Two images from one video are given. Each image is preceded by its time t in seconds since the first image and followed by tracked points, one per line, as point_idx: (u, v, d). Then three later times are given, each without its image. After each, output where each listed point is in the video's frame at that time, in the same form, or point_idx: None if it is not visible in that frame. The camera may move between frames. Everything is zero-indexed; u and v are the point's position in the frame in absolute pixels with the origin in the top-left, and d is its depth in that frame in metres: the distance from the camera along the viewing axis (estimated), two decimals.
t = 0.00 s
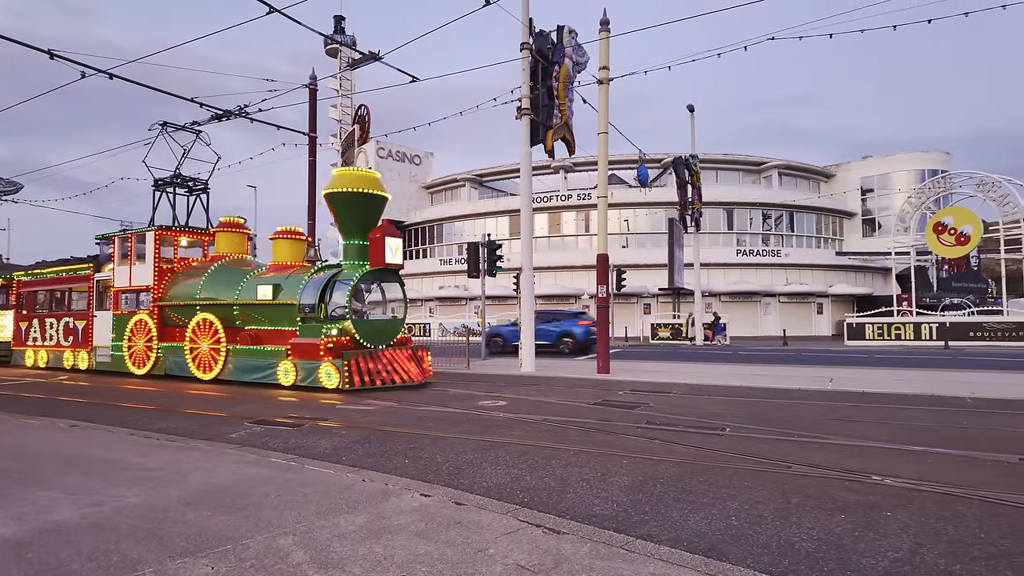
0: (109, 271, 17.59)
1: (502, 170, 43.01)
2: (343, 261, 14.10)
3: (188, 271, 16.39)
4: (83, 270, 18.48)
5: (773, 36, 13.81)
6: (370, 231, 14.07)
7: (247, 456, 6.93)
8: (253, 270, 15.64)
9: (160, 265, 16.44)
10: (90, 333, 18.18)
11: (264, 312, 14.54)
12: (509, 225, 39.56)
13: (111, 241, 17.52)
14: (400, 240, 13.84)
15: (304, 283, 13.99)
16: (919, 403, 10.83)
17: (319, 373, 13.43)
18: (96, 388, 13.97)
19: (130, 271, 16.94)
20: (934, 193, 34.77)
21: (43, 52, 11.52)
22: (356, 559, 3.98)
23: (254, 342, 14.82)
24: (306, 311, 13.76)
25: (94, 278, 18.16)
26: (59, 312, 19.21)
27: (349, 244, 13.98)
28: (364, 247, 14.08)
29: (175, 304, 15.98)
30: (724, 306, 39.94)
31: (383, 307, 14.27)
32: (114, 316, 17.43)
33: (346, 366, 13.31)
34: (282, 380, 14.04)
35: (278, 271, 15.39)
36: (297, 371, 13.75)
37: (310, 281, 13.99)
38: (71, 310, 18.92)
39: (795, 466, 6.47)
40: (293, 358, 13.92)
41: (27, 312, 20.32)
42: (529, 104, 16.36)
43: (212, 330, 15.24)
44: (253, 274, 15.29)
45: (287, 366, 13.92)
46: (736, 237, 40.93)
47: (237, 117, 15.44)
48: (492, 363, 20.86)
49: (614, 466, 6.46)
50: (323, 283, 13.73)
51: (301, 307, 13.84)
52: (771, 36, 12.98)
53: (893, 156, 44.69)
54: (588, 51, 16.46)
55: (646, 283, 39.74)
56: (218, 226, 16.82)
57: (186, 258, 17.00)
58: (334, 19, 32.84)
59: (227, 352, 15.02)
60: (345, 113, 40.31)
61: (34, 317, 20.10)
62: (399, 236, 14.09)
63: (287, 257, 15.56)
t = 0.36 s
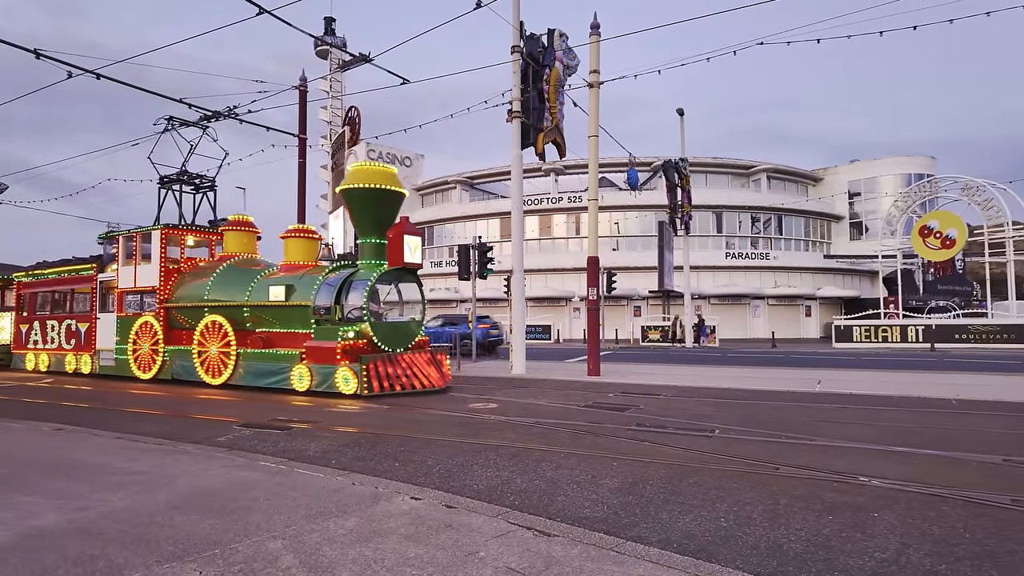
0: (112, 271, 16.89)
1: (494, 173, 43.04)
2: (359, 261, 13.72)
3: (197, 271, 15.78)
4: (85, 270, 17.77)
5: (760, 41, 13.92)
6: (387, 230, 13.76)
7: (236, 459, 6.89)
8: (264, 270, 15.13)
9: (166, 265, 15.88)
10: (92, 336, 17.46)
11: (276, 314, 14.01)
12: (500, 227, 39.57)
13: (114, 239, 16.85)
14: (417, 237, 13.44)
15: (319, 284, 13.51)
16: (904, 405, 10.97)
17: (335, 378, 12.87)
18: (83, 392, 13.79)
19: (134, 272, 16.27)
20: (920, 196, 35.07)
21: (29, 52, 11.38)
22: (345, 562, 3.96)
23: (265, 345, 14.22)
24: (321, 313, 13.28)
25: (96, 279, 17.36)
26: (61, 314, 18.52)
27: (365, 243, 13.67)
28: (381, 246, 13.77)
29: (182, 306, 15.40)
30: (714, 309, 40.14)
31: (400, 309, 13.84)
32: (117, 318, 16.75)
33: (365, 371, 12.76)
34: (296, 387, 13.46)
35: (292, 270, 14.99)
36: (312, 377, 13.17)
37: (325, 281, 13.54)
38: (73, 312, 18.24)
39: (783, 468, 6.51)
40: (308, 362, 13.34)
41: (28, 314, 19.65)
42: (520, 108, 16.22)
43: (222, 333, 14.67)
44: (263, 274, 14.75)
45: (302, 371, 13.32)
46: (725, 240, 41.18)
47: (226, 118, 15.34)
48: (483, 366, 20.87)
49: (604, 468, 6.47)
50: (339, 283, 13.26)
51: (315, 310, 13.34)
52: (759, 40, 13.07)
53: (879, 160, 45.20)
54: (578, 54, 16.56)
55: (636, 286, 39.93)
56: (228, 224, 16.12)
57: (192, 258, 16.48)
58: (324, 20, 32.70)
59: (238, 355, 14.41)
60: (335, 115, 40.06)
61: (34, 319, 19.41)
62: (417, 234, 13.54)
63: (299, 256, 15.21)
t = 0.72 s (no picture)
0: (121, 272, 16.37)
1: (486, 175, 43.07)
2: (380, 261, 13.00)
3: (208, 272, 15.17)
4: (93, 271, 17.23)
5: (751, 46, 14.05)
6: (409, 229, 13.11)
7: (226, 463, 6.84)
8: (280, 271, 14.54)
9: (177, 266, 15.27)
10: (100, 339, 16.99)
11: (292, 316, 13.39)
12: (493, 230, 39.58)
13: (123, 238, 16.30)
14: (442, 235, 12.78)
15: (340, 285, 12.85)
16: (893, 407, 11.05)
17: (357, 384, 12.24)
18: (73, 396, 13.69)
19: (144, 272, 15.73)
20: (909, 201, 35.29)
21: (18, 52, 11.29)
22: (336, 566, 3.96)
23: (282, 348, 13.61)
24: (342, 315, 12.63)
25: (105, 280, 16.90)
26: (67, 316, 18.07)
27: (387, 242, 12.97)
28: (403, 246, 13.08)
29: (192, 308, 14.84)
30: (705, 312, 40.33)
31: (422, 310, 13.04)
32: (126, 320, 16.22)
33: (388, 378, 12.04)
34: (315, 393, 12.84)
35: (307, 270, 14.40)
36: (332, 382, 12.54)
37: (346, 282, 12.88)
38: (80, 314, 17.73)
39: (774, 470, 6.55)
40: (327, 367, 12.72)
41: (34, 316, 19.23)
42: (512, 111, 16.27)
43: (236, 336, 14.10)
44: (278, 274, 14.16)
45: (321, 377, 12.71)
46: (717, 243, 41.40)
47: (218, 120, 15.28)
48: (476, 368, 20.86)
49: (596, 472, 6.48)
50: (361, 284, 12.59)
51: (336, 312, 12.70)
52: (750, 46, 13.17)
53: (869, 164, 45.61)
54: (571, 58, 16.64)
55: (629, 288, 40.09)
56: (241, 224, 15.30)
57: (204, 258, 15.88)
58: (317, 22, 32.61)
59: (253, 359, 13.87)
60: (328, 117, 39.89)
61: (40, 321, 18.97)
62: (442, 233, 12.82)
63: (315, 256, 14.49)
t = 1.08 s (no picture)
0: (133, 273, 15.94)
1: (480, 178, 43.10)
2: (405, 260, 12.41)
3: (223, 272, 14.71)
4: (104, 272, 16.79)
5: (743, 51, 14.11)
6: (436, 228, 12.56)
7: (218, 467, 6.80)
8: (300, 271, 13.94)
9: (192, 266, 14.81)
10: (110, 343, 16.50)
11: (312, 319, 12.78)
12: (486, 233, 39.60)
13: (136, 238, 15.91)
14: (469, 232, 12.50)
15: (364, 286, 12.16)
16: (885, 410, 11.10)
17: (384, 391, 11.59)
18: (65, 400, 13.56)
19: (157, 273, 15.29)
20: (899, 204, 35.53)
21: (9, 54, 11.23)
22: (328, 571, 3.94)
23: (303, 352, 13.07)
24: (366, 317, 11.93)
25: (116, 281, 16.52)
26: (76, 319, 17.61)
27: (413, 241, 12.40)
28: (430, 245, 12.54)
29: (206, 310, 14.29)
30: (698, 315, 40.49)
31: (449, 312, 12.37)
32: (138, 323, 15.72)
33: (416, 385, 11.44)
34: (338, 400, 12.18)
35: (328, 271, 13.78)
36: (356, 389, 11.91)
37: (370, 282, 12.18)
38: (90, 316, 17.27)
39: (766, 473, 6.57)
40: (351, 372, 12.07)
41: (42, 319, 18.78)
42: (507, 114, 16.34)
43: (254, 339, 13.46)
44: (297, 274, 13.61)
45: (345, 383, 12.06)
46: (709, 246, 41.55)
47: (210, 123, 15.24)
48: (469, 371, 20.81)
49: (589, 475, 6.49)
50: (387, 284, 11.91)
51: (359, 313, 12.01)
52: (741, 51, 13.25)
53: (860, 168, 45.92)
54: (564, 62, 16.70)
55: (623, 291, 40.21)
56: (257, 222, 15.10)
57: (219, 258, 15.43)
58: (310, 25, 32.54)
59: (272, 364, 13.20)
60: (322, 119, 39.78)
61: (48, 324, 18.54)
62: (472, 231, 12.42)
63: (336, 255, 14.22)
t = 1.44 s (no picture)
0: (144, 273, 15.39)
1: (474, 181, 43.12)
2: (432, 258, 11.84)
3: (240, 272, 14.16)
4: (112, 273, 16.21)
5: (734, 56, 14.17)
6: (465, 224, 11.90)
7: (208, 471, 6.75)
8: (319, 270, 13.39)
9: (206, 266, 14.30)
10: (120, 347, 15.93)
11: (334, 322, 12.19)
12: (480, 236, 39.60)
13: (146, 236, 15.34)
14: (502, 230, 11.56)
15: (390, 287, 11.60)
16: (876, 413, 11.16)
17: (414, 398, 10.98)
18: (56, 404, 13.43)
19: (169, 273, 14.73)
20: (890, 208, 35.78)
21: None
22: None
23: (324, 357, 12.43)
24: (393, 319, 11.33)
25: (126, 282, 15.96)
26: (85, 321, 17.07)
27: (440, 238, 11.77)
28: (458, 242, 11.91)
29: (221, 312, 13.75)
30: (691, 318, 40.65)
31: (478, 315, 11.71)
32: (149, 325, 15.14)
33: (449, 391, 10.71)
34: (365, 408, 11.55)
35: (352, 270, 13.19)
36: (383, 395, 11.31)
37: (395, 283, 11.62)
38: (98, 319, 16.71)
39: (758, 476, 6.59)
40: (377, 378, 11.45)
41: (50, 321, 18.23)
42: (500, 117, 16.35)
43: (273, 343, 12.84)
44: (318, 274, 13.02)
45: (372, 390, 11.43)
46: (702, 250, 41.68)
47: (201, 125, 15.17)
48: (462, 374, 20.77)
49: (582, 478, 6.49)
50: (414, 285, 11.35)
51: (386, 315, 11.44)
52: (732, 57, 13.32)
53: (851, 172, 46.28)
54: (557, 66, 16.77)
55: (616, 294, 40.30)
56: (274, 220, 14.47)
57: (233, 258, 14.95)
58: (304, 27, 32.44)
59: (291, 369, 12.56)
60: (315, 121, 39.64)
61: (56, 326, 18.02)
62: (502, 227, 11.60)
63: (359, 254, 13.72)
